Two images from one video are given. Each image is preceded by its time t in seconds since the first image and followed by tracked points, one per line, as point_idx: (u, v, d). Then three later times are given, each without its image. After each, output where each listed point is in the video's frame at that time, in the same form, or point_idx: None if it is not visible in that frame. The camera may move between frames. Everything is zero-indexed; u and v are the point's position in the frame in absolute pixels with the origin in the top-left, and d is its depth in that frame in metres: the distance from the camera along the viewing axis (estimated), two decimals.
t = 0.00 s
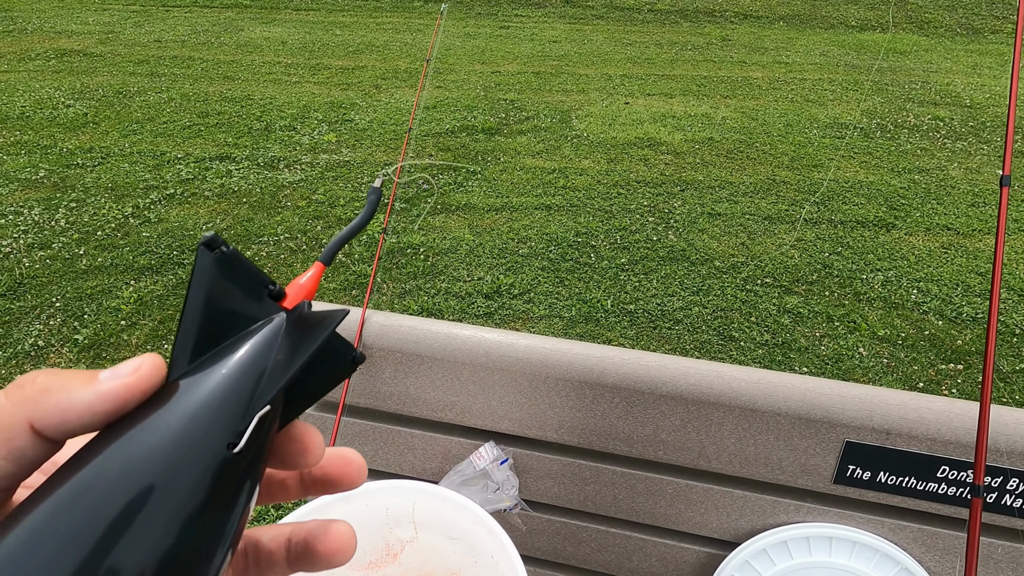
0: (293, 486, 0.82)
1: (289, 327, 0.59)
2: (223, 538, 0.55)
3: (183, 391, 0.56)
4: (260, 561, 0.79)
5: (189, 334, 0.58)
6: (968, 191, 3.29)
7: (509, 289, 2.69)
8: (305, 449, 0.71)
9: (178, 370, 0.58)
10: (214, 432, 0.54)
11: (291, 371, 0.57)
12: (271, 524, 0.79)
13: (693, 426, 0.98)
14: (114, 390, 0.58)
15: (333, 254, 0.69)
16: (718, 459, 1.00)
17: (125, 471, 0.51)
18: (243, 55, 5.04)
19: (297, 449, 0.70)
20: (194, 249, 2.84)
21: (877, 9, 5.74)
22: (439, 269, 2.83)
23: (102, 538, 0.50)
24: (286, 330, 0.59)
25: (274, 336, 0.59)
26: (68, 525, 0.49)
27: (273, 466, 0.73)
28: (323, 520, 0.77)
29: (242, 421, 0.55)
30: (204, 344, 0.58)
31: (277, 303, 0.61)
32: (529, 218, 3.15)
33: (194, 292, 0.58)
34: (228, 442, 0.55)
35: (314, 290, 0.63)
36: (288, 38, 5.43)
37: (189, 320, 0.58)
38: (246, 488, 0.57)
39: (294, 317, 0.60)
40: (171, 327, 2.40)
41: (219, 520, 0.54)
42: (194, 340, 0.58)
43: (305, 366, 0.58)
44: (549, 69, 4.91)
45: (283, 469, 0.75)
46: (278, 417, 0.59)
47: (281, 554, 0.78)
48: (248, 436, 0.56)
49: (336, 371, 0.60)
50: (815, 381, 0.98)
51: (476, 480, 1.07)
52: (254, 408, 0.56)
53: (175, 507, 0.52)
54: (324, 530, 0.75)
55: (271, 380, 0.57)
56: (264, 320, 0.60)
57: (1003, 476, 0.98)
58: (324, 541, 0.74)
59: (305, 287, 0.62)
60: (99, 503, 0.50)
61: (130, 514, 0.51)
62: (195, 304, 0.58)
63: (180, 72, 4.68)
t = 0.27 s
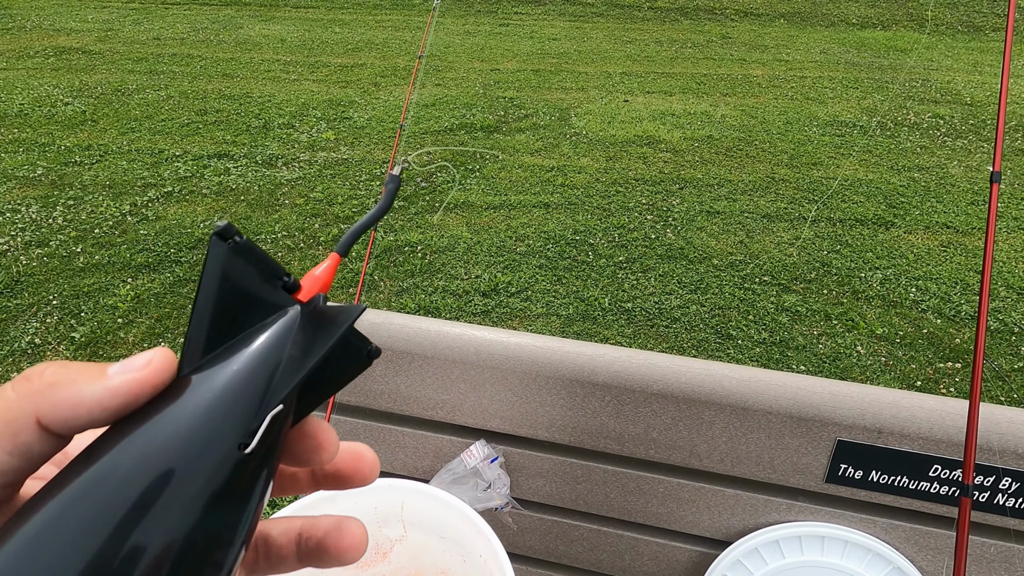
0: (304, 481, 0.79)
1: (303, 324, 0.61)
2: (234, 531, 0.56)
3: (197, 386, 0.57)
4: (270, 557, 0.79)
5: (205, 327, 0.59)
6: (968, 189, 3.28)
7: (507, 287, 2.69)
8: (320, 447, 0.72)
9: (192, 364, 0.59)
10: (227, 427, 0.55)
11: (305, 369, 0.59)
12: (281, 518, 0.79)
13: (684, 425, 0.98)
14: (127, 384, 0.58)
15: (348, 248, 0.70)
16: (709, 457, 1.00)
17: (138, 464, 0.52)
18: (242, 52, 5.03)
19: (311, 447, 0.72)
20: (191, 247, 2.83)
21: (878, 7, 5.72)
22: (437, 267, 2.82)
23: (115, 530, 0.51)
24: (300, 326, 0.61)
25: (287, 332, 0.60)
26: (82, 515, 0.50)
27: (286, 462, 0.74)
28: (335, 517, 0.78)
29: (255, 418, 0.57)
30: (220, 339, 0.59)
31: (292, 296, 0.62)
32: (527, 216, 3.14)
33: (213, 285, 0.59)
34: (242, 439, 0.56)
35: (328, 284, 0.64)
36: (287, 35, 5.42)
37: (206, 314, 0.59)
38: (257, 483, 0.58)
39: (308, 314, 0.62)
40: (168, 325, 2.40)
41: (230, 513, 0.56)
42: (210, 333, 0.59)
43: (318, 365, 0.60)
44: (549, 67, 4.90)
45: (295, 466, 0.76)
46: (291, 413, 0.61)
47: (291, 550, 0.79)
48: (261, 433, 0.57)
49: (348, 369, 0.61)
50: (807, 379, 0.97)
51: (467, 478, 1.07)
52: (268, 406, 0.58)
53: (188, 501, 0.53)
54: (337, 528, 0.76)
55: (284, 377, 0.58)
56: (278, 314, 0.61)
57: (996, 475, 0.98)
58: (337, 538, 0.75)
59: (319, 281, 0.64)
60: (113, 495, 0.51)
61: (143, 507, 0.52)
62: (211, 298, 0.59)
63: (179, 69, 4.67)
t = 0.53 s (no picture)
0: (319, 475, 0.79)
1: (312, 313, 0.59)
2: (252, 525, 0.56)
3: (207, 380, 0.55)
4: (284, 552, 0.78)
5: (211, 319, 0.58)
6: (972, 190, 3.27)
7: (510, 288, 2.68)
8: (335, 439, 0.72)
9: (200, 357, 0.58)
10: (240, 422, 0.54)
11: (316, 360, 0.57)
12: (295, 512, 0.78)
13: (692, 425, 0.97)
14: (134, 380, 0.58)
15: (353, 234, 0.69)
16: (718, 458, 0.99)
17: (151, 463, 0.51)
18: (245, 53, 5.03)
19: (326, 439, 0.72)
20: (194, 247, 2.83)
21: (881, 8, 5.71)
22: (439, 268, 2.82)
23: (132, 529, 0.50)
24: (309, 316, 0.59)
25: (296, 322, 0.58)
26: (100, 515, 0.50)
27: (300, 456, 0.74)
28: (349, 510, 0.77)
29: (268, 412, 0.56)
30: (228, 331, 0.58)
31: (298, 284, 0.61)
32: (530, 217, 3.14)
33: (217, 275, 0.58)
34: (255, 434, 0.55)
35: (336, 270, 0.63)
36: (290, 37, 5.43)
37: (213, 305, 0.58)
38: (273, 477, 0.57)
39: (316, 302, 0.60)
40: (171, 325, 2.39)
41: (248, 507, 0.55)
42: (217, 325, 0.58)
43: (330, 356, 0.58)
44: (551, 68, 4.89)
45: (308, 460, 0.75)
46: (304, 405, 0.60)
47: (304, 545, 0.77)
48: (275, 427, 0.56)
49: (360, 360, 0.59)
50: (816, 379, 0.97)
51: (473, 478, 1.07)
52: (280, 400, 0.56)
53: (204, 497, 0.52)
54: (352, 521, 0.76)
55: (296, 369, 0.57)
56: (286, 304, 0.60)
57: (1007, 476, 0.97)
58: (354, 531, 0.74)
59: (327, 268, 0.63)
60: (127, 495, 0.50)
61: (158, 506, 0.51)
62: (217, 289, 0.58)
63: (181, 70, 4.67)
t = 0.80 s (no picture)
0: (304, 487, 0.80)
1: (293, 333, 0.61)
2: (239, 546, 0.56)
3: (190, 403, 0.56)
4: (270, 567, 0.79)
5: (192, 342, 0.58)
6: (974, 190, 3.28)
7: (514, 289, 2.68)
8: (320, 454, 0.72)
9: (181, 380, 0.58)
10: (225, 442, 0.55)
11: (299, 377, 0.59)
12: (280, 527, 0.78)
13: (707, 426, 0.98)
14: (115, 406, 0.58)
15: (334, 249, 0.70)
16: (733, 459, 1.00)
17: (137, 487, 0.52)
18: (247, 55, 5.03)
19: (311, 454, 0.72)
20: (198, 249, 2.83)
21: (881, 9, 5.71)
22: (444, 269, 2.82)
23: (118, 554, 0.50)
24: (291, 335, 0.61)
25: (278, 342, 0.60)
26: (85, 541, 0.50)
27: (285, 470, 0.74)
28: (334, 522, 0.78)
29: (252, 432, 0.57)
30: (209, 353, 0.59)
31: (279, 303, 0.62)
32: (533, 218, 3.14)
33: (197, 298, 0.58)
34: (239, 454, 0.56)
35: (317, 287, 0.65)
36: (291, 38, 5.43)
37: (193, 327, 0.58)
38: (257, 496, 0.58)
39: (298, 321, 0.62)
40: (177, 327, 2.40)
41: (234, 528, 0.55)
42: (199, 348, 0.59)
43: (311, 373, 0.60)
44: (552, 69, 4.90)
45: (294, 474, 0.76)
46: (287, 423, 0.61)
47: (291, 558, 0.78)
48: (260, 446, 0.57)
49: (343, 374, 0.62)
50: (831, 380, 0.97)
51: (489, 479, 1.09)
52: (264, 419, 0.57)
53: (189, 519, 0.53)
54: (338, 534, 0.76)
55: (279, 388, 0.59)
56: (267, 324, 0.61)
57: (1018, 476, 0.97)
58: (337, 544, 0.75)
59: (307, 284, 0.64)
60: (113, 518, 0.51)
61: (146, 527, 0.52)
62: (197, 311, 0.58)
63: (183, 72, 4.68)
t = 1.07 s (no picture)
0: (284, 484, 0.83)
1: (264, 330, 0.59)
2: (216, 549, 0.55)
3: (162, 407, 0.55)
4: (253, 566, 0.79)
5: (163, 346, 0.57)
6: (973, 190, 3.29)
7: (516, 290, 2.69)
8: (296, 453, 0.75)
9: (154, 384, 0.57)
10: (198, 445, 0.54)
11: (272, 377, 0.58)
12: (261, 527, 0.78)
13: (716, 427, 0.99)
14: (85, 413, 0.58)
15: (302, 251, 0.70)
16: (742, 459, 1.02)
17: (110, 492, 0.51)
18: (246, 56, 5.03)
19: (288, 454, 0.74)
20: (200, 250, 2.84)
21: (879, 9, 5.72)
22: (446, 270, 2.82)
23: (92, 564, 0.49)
24: (263, 333, 0.59)
25: (250, 341, 0.59)
26: (56, 552, 0.48)
27: (264, 471, 0.77)
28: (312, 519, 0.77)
29: (226, 432, 0.55)
30: (181, 356, 0.57)
31: (250, 305, 0.61)
32: (535, 218, 3.14)
33: (165, 302, 0.56)
34: (213, 454, 0.54)
35: (289, 288, 0.64)
36: (290, 39, 5.43)
37: (164, 331, 0.57)
38: (235, 499, 0.56)
39: (269, 319, 0.60)
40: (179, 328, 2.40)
41: (211, 532, 0.54)
42: (171, 351, 0.57)
43: (285, 371, 0.59)
44: (552, 69, 4.90)
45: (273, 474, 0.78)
46: (263, 421, 0.60)
47: (273, 557, 0.78)
48: (234, 445, 0.55)
49: (317, 373, 0.60)
50: (840, 380, 0.97)
51: (498, 480, 1.10)
52: (238, 418, 0.56)
53: (164, 523, 0.52)
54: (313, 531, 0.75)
55: (252, 387, 0.57)
56: (239, 324, 0.59)
57: None
58: (314, 541, 0.74)
59: (277, 286, 0.63)
60: (83, 529, 0.49)
61: (118, 536, 0.50)
62: (165, 315, 0.56)
63: (183, 73, 4.68)
